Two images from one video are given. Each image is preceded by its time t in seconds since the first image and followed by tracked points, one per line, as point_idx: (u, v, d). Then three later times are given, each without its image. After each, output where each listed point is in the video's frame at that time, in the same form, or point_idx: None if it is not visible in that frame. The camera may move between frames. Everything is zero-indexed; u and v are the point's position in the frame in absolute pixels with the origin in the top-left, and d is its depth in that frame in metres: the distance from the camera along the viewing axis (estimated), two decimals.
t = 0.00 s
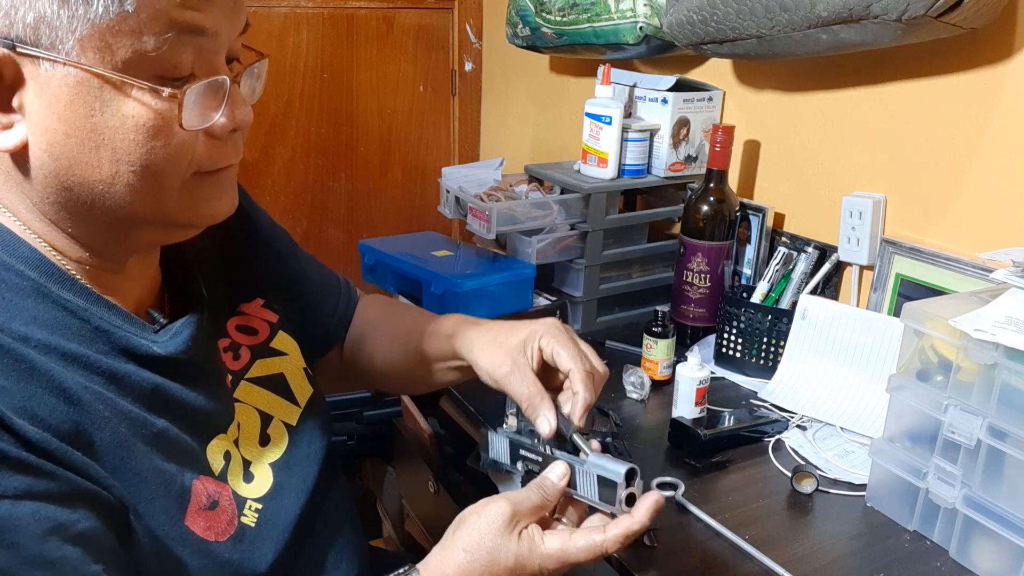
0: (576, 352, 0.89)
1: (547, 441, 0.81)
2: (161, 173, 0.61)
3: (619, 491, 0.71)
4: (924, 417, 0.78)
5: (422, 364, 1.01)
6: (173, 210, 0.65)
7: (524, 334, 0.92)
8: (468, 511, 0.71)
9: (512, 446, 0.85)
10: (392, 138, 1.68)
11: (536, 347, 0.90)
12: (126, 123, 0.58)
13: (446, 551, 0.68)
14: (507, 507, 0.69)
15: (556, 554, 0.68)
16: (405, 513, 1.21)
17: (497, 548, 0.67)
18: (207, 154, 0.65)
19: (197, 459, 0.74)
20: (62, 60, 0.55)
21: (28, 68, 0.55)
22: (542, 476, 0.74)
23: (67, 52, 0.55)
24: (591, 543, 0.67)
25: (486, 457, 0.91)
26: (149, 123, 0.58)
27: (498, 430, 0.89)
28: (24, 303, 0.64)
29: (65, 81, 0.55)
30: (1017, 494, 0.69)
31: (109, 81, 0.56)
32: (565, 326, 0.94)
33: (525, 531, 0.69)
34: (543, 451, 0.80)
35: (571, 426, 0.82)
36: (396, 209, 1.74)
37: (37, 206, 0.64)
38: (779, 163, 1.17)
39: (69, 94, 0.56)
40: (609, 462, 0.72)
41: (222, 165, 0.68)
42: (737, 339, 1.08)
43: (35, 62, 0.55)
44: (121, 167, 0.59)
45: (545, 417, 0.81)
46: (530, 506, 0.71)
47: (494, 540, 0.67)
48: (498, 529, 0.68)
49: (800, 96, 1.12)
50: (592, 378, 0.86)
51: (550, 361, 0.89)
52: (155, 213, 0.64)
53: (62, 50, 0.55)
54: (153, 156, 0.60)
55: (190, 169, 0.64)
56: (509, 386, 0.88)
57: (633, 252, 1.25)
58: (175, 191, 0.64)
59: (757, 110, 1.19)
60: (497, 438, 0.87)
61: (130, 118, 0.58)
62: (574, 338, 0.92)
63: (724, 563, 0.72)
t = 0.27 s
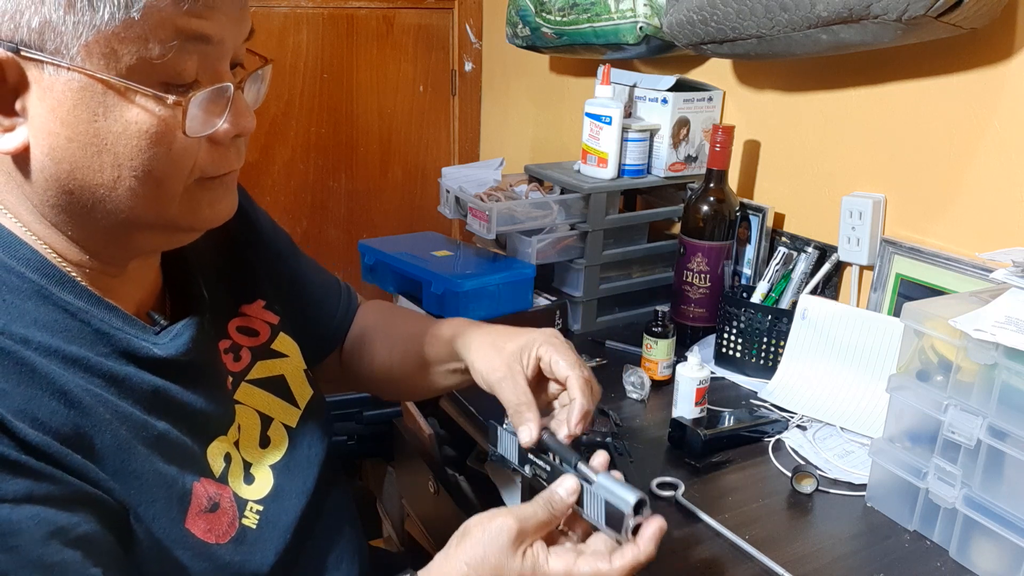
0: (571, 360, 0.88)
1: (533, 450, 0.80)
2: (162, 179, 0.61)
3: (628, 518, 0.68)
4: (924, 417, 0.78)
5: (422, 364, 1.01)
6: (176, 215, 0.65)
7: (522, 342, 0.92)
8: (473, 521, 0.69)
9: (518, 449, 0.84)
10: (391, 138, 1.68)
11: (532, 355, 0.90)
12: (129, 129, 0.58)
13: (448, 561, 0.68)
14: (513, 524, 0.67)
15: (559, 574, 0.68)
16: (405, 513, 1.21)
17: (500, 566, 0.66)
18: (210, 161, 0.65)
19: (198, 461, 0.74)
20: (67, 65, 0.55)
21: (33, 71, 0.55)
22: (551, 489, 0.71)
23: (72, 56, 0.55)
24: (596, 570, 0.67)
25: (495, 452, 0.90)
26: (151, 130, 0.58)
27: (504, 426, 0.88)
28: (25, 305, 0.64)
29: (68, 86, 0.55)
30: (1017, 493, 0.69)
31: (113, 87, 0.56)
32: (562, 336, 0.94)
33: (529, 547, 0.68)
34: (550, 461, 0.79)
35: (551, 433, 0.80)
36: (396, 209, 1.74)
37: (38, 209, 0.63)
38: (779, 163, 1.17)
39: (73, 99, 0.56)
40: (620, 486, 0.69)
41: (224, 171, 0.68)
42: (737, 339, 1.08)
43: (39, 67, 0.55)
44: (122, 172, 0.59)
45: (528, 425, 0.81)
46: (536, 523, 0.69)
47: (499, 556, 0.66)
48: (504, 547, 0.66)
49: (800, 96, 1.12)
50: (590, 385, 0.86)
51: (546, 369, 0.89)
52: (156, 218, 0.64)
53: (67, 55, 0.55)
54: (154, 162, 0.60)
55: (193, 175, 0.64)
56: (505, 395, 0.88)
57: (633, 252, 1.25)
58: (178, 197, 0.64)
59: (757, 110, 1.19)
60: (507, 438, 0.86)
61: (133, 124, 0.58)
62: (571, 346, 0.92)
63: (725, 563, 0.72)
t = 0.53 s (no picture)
0: (564, 366, 0.88)
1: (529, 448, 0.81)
2: (159, 183, 0.61)
3: (627, 528, 0.67)
4: (924, 417, 0.78)
5: (422, 365, 1.02)
6: (168, 220, 0.65)
7: (520, 342, 0.93)
8: (473, 527, 0.70)
9: (512, 450, 0.83)
10: (392, 138, 1.68)
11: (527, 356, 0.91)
12: (128, 133, 0.58)
13: (448, 566, 0.68)
14: (512, 532, 0.68)
15: None
16: (405, 513, 1.21)
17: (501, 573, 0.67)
18: (209, 165, 0.65)
19: (197, 463, 0.74)
20: (66, 68, 0.55)
21: (33, 74, 0.55)
22: (549, 497, 0.71)
23: (72, 60, 0.55)
24: None
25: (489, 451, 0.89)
26: (150, 134, 0.58)
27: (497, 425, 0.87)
28: (23, 306, 0.64)
29: (67, 89, 0.55)
30: (1017, 494, 0.69)
31: (113, 91, 0.56)
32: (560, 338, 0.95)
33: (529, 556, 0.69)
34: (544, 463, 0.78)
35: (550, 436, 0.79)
36: (396, 208, 1.74)
37: (36, 210, 0.64)
38: (779, 163, 1.17)
39: (72, 102, 0.56)
40: (620, 496, 0.69)
41: (221, 176, 0.68)
42: (737, 339, 1.08)
43: (39, 69, 0.55)
44: (119, 175, 0.59)
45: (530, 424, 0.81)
46: (536, 530, 0.69)
47: (497, 565, 0.67)
48: (501, 556, 0.67)
49: (800, 96, 1.12)
50: (576, 395, 0.86)
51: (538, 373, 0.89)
52: (154, 220, 0.64)
53: (67, 58, 0.55)
54: (152, 166, 0.60)
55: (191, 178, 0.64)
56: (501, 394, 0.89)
57: (633, 252, 1.25)
58: (171, 202, 0.64)
59: (757, 110, 1.19)
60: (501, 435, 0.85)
61: (132, 128, 0.58)
62: (572, 357, 0.92)
63: (724, 563, 0.72)
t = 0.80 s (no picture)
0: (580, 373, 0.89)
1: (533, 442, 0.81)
2: (156, 182, 0.61)
3: (630, 531, 0.67)
4: (924, 417, 0.78)
5: (422, 365, 1.02)
6: (166, 219, 0.65)
7: (548, 344, 0.95)
8: (474, 521, 0.70)
9: (509, 447, 0.82)
10: (392, 138, 1.68)
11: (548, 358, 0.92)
12: (124, 133, 0.58)
13: (447, 558, 0.69)
14: (513, 528, 0.67)
15: None
16: (405, 513, 1.21)
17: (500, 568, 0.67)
18: (206, 165, 0.65)
19: (194, 462, 0.74)
20: (62, 68, 0.55)
21: (29, 74, 0.55)
22: (551, 494, 0.71)
23: (68, 61, 0.55)
24: None
25: (481, 448, 0.88)
26: (145, 134, 0.58)
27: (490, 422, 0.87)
28: (20, 305, 0.64)
29: (63, 89, 0.55)
30: (1018, 494, 0.69)
31: (109, 91, 0.56)
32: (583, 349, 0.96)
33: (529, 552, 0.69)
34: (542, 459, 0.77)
35: (550, 436, 0.79)
36: (396, 208, 1.74)
37: (33, 209, 0.64)
38: (779, 163, 1.17)
39: (68, 102, 0.56)
40: (623, 498, 0.69)
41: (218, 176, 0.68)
42: (737, 339, 1.08)
43: (35, 69, 0.55)
44: (116, 175, 0.59)
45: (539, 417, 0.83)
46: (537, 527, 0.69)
47: (497, 561, 0.67)
48: (501, 551, 0.67)
49: (800, 96, 1.12)
50: (585, 401, 0.87)
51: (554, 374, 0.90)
52: (150, 220, 0.64)
53: (63, 58, 0.55)
54: (148, 166, 0.60)
55: (187, 179, 0.64)
56: (515, 387, 0.90)
57: (633, 252, 1.25)
58: (170, 200, 0.64)
59: (757, 110, 1.19)
60: (495, 435, 0.85)
61: (128, 128, 0.58)
62: (590, 367, 0.93)
63: (723, 563, 0.72)
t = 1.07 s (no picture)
0: (553, 374, 0.89)
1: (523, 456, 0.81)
2: (158, 182, 0.61)
3: (621, 524, 0.67)
4: (924, 417, 0.78)
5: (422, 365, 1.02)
6: (169, 218, 0.65)
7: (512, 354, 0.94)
8: (467, 506, 0.71)
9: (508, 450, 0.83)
10: (392, 138, 1.68)
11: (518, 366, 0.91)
12: (123, 133, 0.58)
13: (438, 543, 0.69)
14: (506, 514, 0.68)
15: (545, 568, 0.68)
16: (405, 512, 1.21)
17: (488, 553, 0.67)
18: (205, 166, 0.65)
19: (193, 463, 0.74)
20: (61, 69, 0.55)
21: (27, 74, 0.55)
22: (547, 486, 0.71)
23: (67, 61, 0.55)
24: (583, 569, 0.67)
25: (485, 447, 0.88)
26: (145, 134, 0.58)
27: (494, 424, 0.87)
28: (19, 305, 0.64)
29: (63, 89, 0.55)
30: (1018, 494, 0.69)
31: (107, 91, 0.56)
32: (553, 349, 0.95)
33: (519, 538, 0.69)
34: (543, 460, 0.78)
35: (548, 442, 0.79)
36: (396, 208, 1.74)
37: (33, 209, 0.64)
38: (779, 163, 1.17)
39: (67, 102, 0.56)
40: (617, 492, 0.69)
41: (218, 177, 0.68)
42: (737, 339, 1.08)
43: (34, 69, 0.55)
44: (119, 174, 0.59)
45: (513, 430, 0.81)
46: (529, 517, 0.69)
47: (486, 544, 0.67)
48: (491, 535, 0.67)
49: (800, 96, 1.12)
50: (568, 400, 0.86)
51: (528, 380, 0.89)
52: (150, 220, 0.64)
53: (62, 59, 0.55)
54: (149, 165, 0.60)
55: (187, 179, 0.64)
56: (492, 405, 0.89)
57: (634, 252, 1.25)
58: (175, 200, 0.64)
59: (757, 110, 1.19)
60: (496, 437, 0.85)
61: (127, 128, 0.58)
62: (557, 360, 0.93)
63: (723, 563, 0.72)
